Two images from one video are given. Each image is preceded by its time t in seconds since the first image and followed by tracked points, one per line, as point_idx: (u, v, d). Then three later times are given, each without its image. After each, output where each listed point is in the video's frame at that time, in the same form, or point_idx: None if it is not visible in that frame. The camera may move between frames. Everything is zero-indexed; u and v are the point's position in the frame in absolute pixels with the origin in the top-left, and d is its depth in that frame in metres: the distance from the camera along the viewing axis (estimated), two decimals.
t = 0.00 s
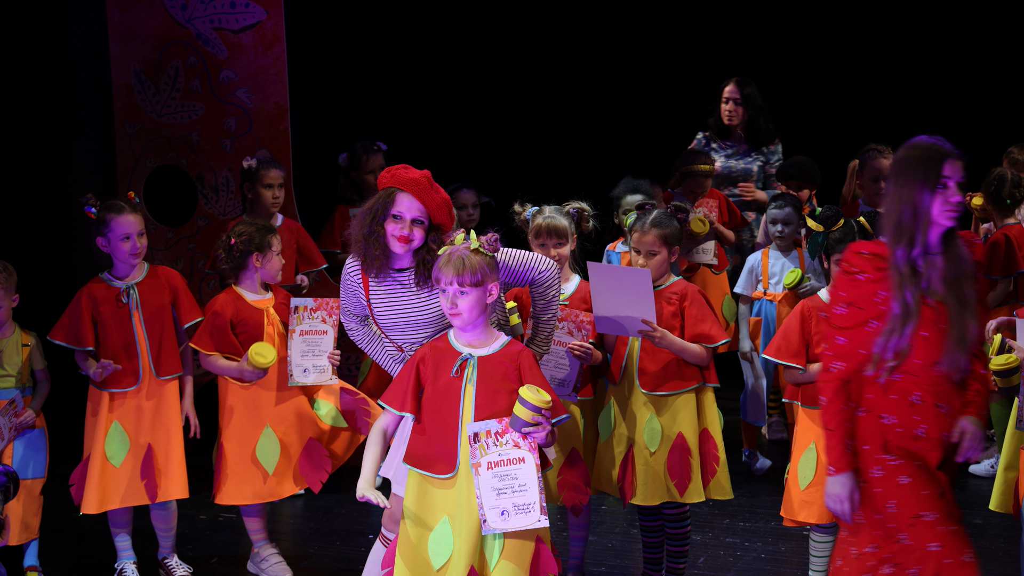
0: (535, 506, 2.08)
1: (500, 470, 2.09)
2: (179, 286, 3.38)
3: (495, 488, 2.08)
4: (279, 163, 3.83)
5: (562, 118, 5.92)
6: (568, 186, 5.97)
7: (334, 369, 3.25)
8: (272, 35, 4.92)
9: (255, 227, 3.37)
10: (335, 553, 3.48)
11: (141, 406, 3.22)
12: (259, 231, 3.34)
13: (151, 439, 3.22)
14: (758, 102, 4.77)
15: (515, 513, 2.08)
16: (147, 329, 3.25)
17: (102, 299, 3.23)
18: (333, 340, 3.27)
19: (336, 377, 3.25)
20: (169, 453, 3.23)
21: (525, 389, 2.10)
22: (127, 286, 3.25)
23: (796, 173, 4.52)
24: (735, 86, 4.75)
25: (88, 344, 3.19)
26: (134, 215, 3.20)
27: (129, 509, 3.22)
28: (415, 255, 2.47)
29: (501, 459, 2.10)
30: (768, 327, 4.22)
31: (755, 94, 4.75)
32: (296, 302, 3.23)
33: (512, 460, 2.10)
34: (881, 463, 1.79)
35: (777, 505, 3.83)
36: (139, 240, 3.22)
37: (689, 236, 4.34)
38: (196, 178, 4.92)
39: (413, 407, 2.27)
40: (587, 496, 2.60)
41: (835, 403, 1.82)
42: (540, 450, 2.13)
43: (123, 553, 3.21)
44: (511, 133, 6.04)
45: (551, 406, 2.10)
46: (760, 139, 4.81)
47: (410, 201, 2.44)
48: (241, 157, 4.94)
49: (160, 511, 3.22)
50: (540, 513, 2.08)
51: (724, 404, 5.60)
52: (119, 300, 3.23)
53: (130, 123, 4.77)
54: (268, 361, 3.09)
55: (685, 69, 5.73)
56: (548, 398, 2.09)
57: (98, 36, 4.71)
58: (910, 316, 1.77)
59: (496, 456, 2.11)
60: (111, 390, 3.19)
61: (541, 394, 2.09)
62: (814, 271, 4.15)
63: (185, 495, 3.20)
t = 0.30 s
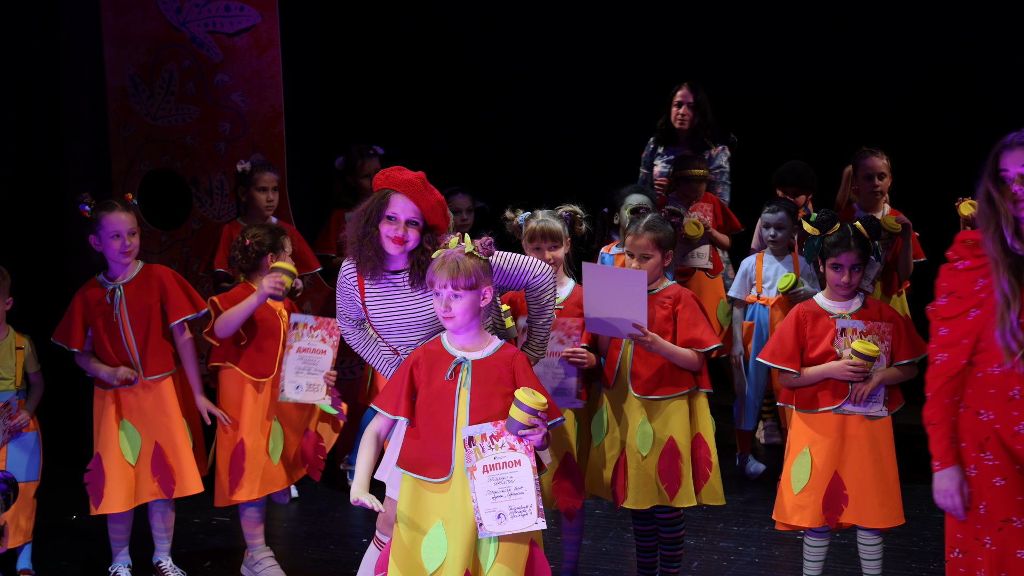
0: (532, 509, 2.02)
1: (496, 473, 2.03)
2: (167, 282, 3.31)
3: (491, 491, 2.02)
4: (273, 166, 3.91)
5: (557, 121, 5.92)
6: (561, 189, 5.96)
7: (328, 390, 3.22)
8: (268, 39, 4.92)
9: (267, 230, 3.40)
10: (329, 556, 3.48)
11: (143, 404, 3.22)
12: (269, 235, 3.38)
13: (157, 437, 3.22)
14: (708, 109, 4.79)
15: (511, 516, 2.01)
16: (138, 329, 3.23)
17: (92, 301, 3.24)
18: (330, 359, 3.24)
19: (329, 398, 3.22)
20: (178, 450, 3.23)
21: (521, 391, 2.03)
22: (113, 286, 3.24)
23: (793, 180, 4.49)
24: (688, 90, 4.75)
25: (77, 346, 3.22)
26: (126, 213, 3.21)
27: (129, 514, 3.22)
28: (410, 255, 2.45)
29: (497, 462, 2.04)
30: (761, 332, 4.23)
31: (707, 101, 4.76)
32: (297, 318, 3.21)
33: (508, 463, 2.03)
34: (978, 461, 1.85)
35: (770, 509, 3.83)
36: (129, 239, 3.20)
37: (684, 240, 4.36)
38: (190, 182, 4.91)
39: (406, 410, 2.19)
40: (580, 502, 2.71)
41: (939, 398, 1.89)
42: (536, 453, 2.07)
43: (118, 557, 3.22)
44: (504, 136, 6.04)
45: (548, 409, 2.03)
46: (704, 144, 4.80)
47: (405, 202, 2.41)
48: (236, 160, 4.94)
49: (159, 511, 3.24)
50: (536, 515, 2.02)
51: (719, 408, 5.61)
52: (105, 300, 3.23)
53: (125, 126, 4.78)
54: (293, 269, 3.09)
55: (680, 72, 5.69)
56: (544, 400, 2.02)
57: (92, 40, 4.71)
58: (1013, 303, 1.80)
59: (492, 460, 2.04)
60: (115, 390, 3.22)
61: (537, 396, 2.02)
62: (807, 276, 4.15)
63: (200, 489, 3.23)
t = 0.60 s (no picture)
0: (529, 511, 2.02)
1: (493, 474, 2.02)
2: (178, 286, 3.33)
3: (488, 493, 2.02)
4: (271, 168, 3.91)
5: (556, 123, 5.92)
6: (559, 191, 5.95)
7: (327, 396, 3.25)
8: (266, 40, 4.84)
9: (273, 230, 3.39)
10: (325, 558, 3.48)
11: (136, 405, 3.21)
12: (273, 237, 3.37)
13: (145, 439, 3.21)
14: (672, 112, 4.74)
15: (508, 518, 2.01)
16: (144, 329, 3.23)
17: (98, 297, 3.22)
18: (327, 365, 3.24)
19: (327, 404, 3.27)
20: (160, 455, 3.21)
21: (518, 393, 2.02)
22: (123, 284, 3.24)
23: (791, 186, 4.49)
24: (652, 93, 4.72)
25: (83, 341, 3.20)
26: (138, 212, 3.21)
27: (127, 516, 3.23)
28: (409, 255, 2.44)
29: (494, 463, 2.03)
30: (757, 334, 4.27)
31: (670, 103, 4.71)
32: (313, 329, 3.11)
33: (505, 465, 2.03)
34: None
35: (766, 512, 3.84)
36: (141, 238, 3.22)
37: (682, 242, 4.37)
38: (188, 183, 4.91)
39: (403, 410, 2.18)
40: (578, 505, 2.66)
41: None
42: (534, 454, 2.06)
43: (114, 558, 3.22)
44: (502, 138, 6.04)
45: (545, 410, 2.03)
46: (666, 146, 4.75)
47: (403, 203, 2.41)
48: (234, 163, 4.91)
49: (157, 512, 3.23)
50: (534, 517, 2.02)
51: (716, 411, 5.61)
52: (115, 299, 3.22)
53: (122, 127, 4.82)
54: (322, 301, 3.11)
55: (677, 74, 5.70)
56: (541, 402, 2.01)
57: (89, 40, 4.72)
58: None
59: (489, 461, 2.03)
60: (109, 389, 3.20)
61: (534, 398, 2.01)
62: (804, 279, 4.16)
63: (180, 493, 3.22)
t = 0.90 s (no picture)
0: (529, 514, 2.01)
1: (493, 477, 2.01)
2: (181, 291, 3.39)
3: (488, 495, 2.00)
4: (273, 168, 3.91)
5: (557, 126, 5.92)
6: (560, 195, 5.95)
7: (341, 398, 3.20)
8: (268, 40, 4.96)
9: (285, 230, 3.37)
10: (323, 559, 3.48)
11: (135, 405, 3.22)
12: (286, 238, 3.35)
13: (139, 438, 3.21)
14: (647, 121, 4.59)
15: (508, 521, 2.00)
16: (150, 331, 3.26)
17: (107, 295, 3.22)
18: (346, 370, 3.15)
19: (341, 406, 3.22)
20: (151, 457, 3.21)
21: (521, 394, 2.01)
22: (132, 284, 3.26)
23: (793, 196, 4.49)
24: (626, 103, 4.57)
25: (94, 337, 3.16)
26: (144, 211, 3.22)
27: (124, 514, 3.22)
28: (410, 257, 2.44)
29: (494, 466, 2.02)
30: (756, 339, 4.28)
31: (645, 112, 4.57)
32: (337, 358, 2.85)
33: (505, 467, 2.02)
34: None
35: (763, 517, 3.84)
36: (148, 236, 3.22)
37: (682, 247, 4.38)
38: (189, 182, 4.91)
39: (404, 411, 2.17)
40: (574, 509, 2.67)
41: None
42: (535, 457, 2.05)
43: (112, 557, 3.21)
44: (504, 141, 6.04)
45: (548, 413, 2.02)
46: (637, 156, 4.61)
47: (408, 204, 2.41)
48: (235, 162, 4.95)
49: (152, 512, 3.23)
50: (534, 521, 2.01)
51: (715, 415, 5.60)
52: (125, 298, 3.23)
53: (124, 125, 4.80)
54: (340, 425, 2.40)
55: (679, 78, 5.70)
56: (544, 404, 2.01)
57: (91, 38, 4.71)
58: None
59: (490, 464, 2.02)
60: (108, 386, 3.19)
61: (537, 400, 2.01)
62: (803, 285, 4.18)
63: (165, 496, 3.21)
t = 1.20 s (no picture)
0: (530, 515, 2.01)
1: (494, 478, 2.01)
2: (172, 292, 3.36)
3: (489, 496, 2.01)
4: (270, 169, 3.91)
5: (555, 127, 5.92)
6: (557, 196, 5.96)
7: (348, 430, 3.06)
8: (265, 41, 4.86)
9: (295, 231, 3.38)
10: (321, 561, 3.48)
11: (131, 411, 3.21)
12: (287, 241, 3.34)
13: (139, 443, 3.21)
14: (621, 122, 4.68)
15: (509, 522, 2.00)
16: (139, 334, 3.25)
17: (93, 299, 3.22)
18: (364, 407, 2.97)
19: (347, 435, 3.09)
20: (157, 461, 3.23)
21: (523, 395, 2.02)
22: (117, 288, 3.25)
23: (795, 198, 4.50)
24: (600, 103, 4.65)
25: (74, 342, 3.18)
26: (138, 215, 3.22)
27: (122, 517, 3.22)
28: (408, 258, 2.44)
29: (495, 467, 2.02)
30: (755, 338, 4.25)
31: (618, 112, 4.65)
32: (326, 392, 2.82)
33: (507, 469, 2.02)
34: None
35: (762, 517, 3.84)
36: (139, 240, 3.22)
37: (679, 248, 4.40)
38: (186, 184, 4.91)
39: (404, 411, 2.17)
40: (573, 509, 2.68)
41: None
42: (537, 458, 2.05)
43: (110, 559, 3.22)
44: (502, 142, 6.04)
45: (549, 414, 2.02)
46: (609, 155, 4.70)
47: (407, 205, 2.41)
48: (232, 164, 4.91)
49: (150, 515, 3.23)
50: (535, 522, 2.00)
51: (714, 416, 5.60)
52: (109, 301, 3.23)
53: (122, 127, 4.81)
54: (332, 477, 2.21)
55: (677, 78, 5.70)
56: (546, 405, 2.01)
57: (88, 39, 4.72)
58: None
59: (491, 465, 2.02)
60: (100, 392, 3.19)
61: (539, 401, 2.02)
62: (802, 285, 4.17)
63: (176, 500, 3.22)
